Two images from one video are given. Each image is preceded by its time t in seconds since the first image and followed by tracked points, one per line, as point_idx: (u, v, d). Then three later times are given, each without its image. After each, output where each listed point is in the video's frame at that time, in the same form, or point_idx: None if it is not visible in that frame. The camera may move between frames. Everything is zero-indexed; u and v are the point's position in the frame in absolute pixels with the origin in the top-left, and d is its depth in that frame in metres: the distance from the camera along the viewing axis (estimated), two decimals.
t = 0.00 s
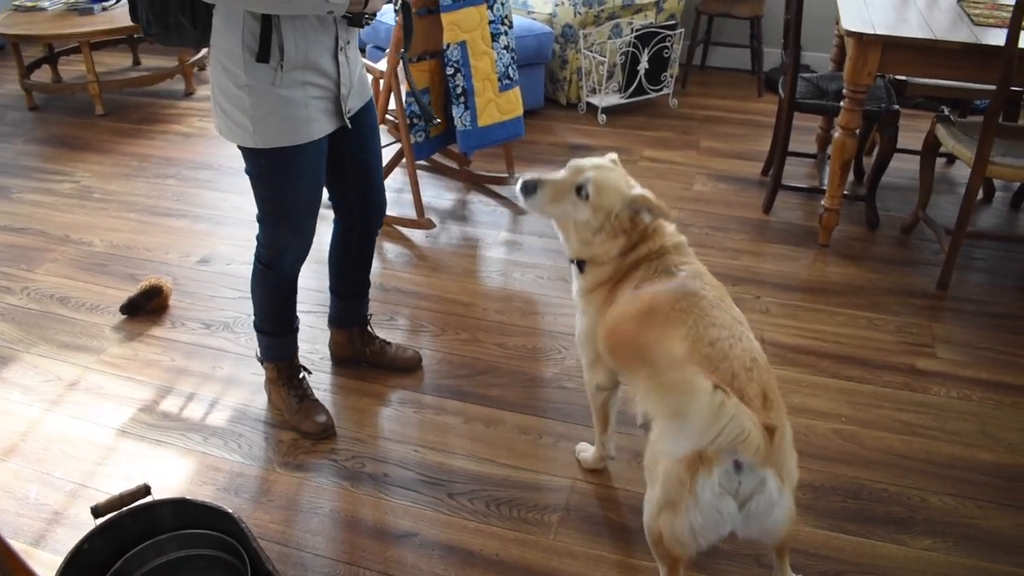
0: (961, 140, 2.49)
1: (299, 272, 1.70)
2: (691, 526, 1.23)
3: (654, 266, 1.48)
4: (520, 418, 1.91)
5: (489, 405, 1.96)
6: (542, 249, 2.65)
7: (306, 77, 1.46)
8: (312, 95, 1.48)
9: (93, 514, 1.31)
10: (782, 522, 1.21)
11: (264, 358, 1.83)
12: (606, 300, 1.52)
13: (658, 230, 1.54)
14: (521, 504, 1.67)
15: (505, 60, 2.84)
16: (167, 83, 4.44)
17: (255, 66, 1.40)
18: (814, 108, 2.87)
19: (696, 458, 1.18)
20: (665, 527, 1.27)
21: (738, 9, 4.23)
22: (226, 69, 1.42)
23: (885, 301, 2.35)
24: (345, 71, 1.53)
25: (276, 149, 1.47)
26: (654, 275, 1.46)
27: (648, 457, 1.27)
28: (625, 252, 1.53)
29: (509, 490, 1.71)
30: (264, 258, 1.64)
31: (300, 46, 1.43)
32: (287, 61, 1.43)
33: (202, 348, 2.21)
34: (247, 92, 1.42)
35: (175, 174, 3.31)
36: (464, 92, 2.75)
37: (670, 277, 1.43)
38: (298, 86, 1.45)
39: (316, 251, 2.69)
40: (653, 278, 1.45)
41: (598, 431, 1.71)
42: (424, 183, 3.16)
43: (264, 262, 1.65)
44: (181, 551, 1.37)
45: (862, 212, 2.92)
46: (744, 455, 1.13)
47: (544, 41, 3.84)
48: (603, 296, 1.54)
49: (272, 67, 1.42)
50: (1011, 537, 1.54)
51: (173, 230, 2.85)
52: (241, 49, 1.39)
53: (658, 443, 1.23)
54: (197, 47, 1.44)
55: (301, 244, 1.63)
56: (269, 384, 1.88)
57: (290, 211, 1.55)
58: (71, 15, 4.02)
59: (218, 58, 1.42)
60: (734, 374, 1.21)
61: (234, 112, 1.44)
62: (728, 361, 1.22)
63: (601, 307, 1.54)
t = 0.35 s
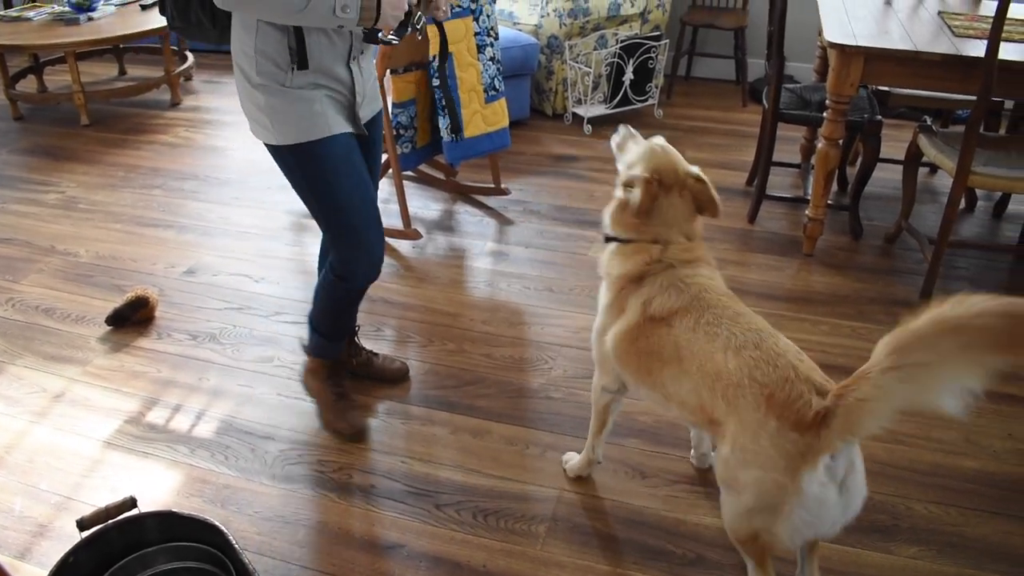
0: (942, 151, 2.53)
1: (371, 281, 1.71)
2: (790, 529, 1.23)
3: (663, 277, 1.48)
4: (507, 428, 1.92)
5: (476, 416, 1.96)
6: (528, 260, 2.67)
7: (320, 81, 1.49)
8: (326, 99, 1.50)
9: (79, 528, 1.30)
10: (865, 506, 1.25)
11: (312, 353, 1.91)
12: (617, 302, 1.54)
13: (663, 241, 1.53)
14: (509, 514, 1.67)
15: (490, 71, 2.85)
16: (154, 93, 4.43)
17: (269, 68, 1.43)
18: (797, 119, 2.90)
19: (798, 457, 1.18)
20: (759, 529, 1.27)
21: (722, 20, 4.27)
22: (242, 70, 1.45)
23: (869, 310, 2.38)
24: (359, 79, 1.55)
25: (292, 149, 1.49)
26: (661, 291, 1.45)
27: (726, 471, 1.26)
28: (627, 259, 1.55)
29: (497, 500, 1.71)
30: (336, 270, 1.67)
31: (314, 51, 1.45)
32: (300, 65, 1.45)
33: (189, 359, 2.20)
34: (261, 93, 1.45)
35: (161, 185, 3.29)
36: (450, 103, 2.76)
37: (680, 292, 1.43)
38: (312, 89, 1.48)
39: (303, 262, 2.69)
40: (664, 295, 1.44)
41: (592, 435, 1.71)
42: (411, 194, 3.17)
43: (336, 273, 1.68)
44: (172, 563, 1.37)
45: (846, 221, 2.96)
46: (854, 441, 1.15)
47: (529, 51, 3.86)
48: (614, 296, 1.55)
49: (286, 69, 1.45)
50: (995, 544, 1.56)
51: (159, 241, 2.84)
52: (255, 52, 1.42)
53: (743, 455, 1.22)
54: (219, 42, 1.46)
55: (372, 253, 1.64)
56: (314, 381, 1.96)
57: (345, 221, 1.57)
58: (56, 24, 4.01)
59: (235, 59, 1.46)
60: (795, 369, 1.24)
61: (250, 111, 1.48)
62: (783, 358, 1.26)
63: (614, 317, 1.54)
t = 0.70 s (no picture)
0: (925, 171, 2.57)
1: (367, 305, 1.73)
2: (775, 546, 1.25)
3: (711, 285, 1.51)
4: (495, 449, 1.91)
5: (463, 438, 1.95)
6: (515, 281, 2.67)
7: (339, 109, 1.51)
8: (344, 128, 1.52)
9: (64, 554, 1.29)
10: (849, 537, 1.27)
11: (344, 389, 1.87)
12: (655, 314, 1.55)
13: (703, 255, 1.59)
14: (496, 536, 1.67)
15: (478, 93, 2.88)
16: (141, 115, 4.43)
17: (289, 97, 1.47)
18: (781, 140, 2.93)
19: (789, 472, 1.21)
20: (748, 544, 1.28)
21: (706, 42, 4.33)
22: (263, 97, 1.49)
23: (854, 328, 2.40)
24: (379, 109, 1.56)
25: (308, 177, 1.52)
26: (712, 296, 1.48)
27: (729, 474, 1.30)
28: (669, 274, 1.57)
29: (484, 522, 1.70)
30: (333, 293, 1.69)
31: (333, 81, 1.48)
32: (320, 94, 1.48)
33: (176, 382, 2.19)
34: (281, 120, 1.48)
35: (148, 207, 3.29)
36: (438, 125, 2.78)
37: (730, 299, 1.46)
38: (331, 118, 1.50)
39: (291, 284, 2.69)
40: (711, 300, 1.47)
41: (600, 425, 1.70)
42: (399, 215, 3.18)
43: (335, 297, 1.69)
44: None
45: (831, 241, 2.99)
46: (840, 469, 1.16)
47: (516, 73, 3.90)
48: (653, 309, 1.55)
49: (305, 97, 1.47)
50: (981, 561, 1.56)
51: (146, 263, 2.83)
52: (277, 80, 1.46)
53: (745, 460, 1.27)
54: (237, 73, 1.56)
55: (368, 275, 1.67)
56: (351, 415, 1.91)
57: (351, 245, 1.60)
58: (44, 47, 4.01)
59: (257, 86, 1.50)
60: (816, 391, 1.27)
61: (269, 137, 1.52)
62: (807, 379, 1.29)
63: (652, 323, 1.55)
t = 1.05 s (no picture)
0: (896, 174, 2.61)
1: (370, 305, 1.73)
2: (822, 538, 1.26)
3: (669, 304, 1.49)
4: (474, 457, 1.92)
5: (443, 446, 1.95)
6: (492, 288, 2.68)
7: (353, 111, 1.52)
8: (357, 130, 1.53)
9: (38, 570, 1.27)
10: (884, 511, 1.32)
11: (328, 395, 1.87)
12: (619, 339, 1.54)
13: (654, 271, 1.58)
14: (477, 544, 1.67)
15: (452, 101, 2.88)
16: (116, 126, 4.39)
17: (302, 99, 1.48)
18: (755, 145, 2.97)
19: (844, 465, 1.21)
20: (789, 542, 1.28)
21: (681, 49, 4.37)
22: (277, 99, 1.52)
23: (829, 331, 2.43)
24: (392, 110, 1.58)
25: (324, 179, 1.54)
26: (675, 317, 1.47)
27: (762, 484, 1.26)
28: (620, 292, 1.57)
29: (463, 530, 1.70)
30: (336, 295, 1.70)
31: (346, 82, 1.50)
32: (333, 95, 1.49)
33: (152, 395, 2.17)
34: (294, 121, 1.50)
35: (122, 218, 3.26)
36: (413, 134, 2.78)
37: (694, 315, 1.46)
38: (344, 119, 1.52)
39: (268, 294, 2.68)
40: (679, 320, 1.46)
41: (612, 460, 1.67)
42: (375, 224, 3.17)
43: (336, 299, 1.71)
44: None
45: (806, 245, 3.03)
46: (897, 450, 1.21)
47: (492, 81, 3.91)
48: (616, 334, 1.55)
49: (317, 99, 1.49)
50: (957, 561, 1.58)
51: (121, 275, 2.81)
52: (289, 83, 1.48)
53: (786, 466, 1.23)
54: (253, 75, 1.56)
55: (374, 280, 1.69)
56: (329, 421, 1.91)
57: (360, 248, 1.62)
58: (14, 57, 3.97)
59: (270, 88, 1.52)
60: (836, 383, 1.29)
61: (284, 139, 1.54)
62: (823, 374, 1.30)
63: (614, 348, 1.55)
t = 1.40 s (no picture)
0: (884, 179, 2.63)
1: (373, 304, 1.74)
2: (819, 558, 1.27)
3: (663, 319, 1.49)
4: (466, 464, 1.92)
5: (435, 453, 1.95)
6: (483, 295, 2.68)
7: (365, 111, 1.54)
8: (369, 130, 1.55)
9: None
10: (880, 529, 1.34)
11: (324, 399, 1.87)
12: (614, 347, 1.53)
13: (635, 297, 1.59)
14: (470, 551, 1.67)
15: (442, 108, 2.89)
16: (105, 136, 4.38)
17: (316, 98, 1.52)
18: (743, 151, 2.99)
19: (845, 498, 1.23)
20: (784, 559, 1.29)
21: (669, 55, 4.39)
22: (294, 98, 1.55)
23: (819, 336, 2.44)
24: (406, 111, 1.59)
25: (332, 177, 1.56)
26: (664, 326, 1.48)
27: (763, 501, 1.27)
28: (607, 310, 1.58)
29: (455, 538, 1.70)
30: (338, 294, 1.70)
31: (360, 82, 1.53)
32: (346, 96, 1.52)
33: (143, 405, 2.16)
34: (308, 120, 1.53)
35: (112, 228, 3.25)
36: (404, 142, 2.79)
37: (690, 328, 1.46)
38: (357, 120, 1.54)
39: (258, 303, 2.67)
40: (670, 329, 1.47)
41: (609, 485, 1.67)
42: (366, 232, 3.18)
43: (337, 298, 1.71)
44: None
45: (795, 249, 3.04)
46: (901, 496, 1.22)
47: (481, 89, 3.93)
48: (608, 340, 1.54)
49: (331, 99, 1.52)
50: (950, 564, 1.59)
51: (110, 285, 2.80)
52: (305, 83, 1.51)
53: (788, 490, 1.24)
54: (276, 76, 1.63)
55: (375, 278, 1.70)
56: (322, 427, 1.91)
57: (361, 245, 1.63)
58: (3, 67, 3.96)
59: (288, 87, 1.56)
60: (842, 410, 1.29)
61: (300, 137, 1.58)
62: (829, 397, 1.30)
63: (615, 356, 1.53)
